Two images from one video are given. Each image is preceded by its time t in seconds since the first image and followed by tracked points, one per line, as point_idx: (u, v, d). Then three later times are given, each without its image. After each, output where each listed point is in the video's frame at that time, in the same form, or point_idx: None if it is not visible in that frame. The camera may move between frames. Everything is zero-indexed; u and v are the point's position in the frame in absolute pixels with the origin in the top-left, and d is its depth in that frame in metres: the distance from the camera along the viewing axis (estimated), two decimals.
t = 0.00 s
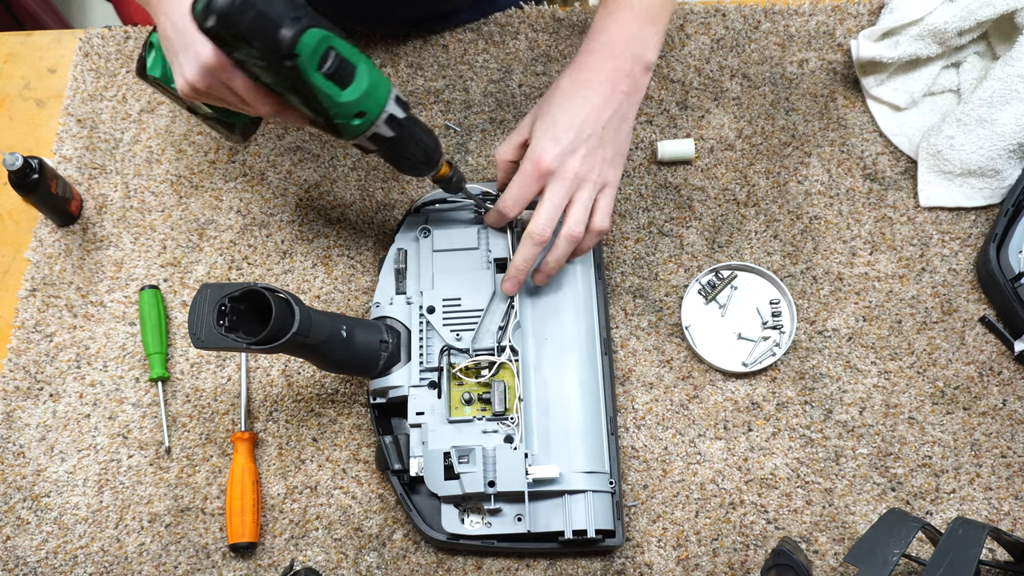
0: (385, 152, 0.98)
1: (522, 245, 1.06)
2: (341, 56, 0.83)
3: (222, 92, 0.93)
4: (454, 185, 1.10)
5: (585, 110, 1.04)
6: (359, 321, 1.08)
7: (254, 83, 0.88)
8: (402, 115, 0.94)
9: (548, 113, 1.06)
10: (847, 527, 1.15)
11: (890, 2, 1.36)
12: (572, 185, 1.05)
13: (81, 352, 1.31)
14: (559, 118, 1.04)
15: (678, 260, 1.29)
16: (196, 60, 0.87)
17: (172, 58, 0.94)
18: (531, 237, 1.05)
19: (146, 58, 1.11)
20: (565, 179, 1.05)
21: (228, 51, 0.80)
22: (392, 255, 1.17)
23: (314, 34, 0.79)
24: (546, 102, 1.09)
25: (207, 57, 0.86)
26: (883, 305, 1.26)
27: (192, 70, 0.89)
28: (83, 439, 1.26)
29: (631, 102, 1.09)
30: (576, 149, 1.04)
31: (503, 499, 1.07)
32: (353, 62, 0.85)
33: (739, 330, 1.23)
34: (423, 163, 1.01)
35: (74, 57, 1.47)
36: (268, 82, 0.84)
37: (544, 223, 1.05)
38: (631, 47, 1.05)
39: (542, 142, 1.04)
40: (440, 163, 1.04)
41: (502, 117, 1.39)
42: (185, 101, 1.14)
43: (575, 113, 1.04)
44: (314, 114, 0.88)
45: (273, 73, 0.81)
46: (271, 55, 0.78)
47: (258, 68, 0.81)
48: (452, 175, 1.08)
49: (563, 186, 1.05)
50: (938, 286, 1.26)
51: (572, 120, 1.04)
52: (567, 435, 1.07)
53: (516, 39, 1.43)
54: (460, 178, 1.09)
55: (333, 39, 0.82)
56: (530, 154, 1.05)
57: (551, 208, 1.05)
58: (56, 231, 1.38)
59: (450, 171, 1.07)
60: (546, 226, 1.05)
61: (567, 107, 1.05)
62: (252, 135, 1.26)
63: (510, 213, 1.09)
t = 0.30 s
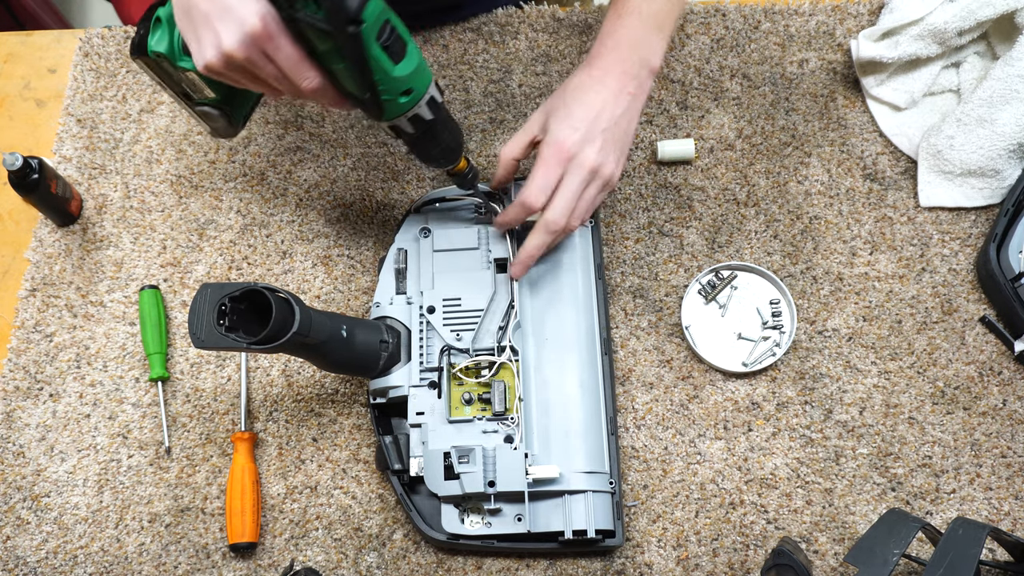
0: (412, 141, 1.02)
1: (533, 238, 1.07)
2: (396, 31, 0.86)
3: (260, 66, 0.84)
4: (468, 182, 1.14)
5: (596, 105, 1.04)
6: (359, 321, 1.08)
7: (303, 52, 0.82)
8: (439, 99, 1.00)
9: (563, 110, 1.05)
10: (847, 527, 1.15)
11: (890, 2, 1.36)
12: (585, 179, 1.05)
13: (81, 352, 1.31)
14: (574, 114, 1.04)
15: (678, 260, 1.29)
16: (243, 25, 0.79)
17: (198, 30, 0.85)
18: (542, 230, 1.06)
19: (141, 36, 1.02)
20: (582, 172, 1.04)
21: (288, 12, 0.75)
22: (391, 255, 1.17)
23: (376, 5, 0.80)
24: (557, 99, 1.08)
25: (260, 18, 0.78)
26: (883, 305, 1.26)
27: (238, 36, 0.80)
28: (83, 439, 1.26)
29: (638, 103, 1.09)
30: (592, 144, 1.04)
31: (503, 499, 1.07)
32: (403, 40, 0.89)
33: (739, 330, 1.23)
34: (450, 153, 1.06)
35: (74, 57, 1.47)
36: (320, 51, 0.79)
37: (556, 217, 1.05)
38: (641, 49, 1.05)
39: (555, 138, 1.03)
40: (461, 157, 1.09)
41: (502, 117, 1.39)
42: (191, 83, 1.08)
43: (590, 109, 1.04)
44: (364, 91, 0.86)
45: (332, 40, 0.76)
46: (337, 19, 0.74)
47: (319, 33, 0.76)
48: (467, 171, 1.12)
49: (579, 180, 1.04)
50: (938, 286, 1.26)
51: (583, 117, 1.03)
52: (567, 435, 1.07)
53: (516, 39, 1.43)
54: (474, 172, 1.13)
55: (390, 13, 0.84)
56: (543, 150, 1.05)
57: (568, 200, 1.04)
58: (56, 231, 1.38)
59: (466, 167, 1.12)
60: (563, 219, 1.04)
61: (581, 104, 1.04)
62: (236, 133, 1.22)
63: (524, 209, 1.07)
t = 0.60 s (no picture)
0: (415, 152, 0.99)
1: (561, 219, 1.09)
2: (400, 42, 0.84)
3: (259, 79, 0.83)
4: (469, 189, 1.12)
5: (567, 87, 1.11)
6: (359, 321, 1.08)
7: (303, 65, 0.81)
8: (442, 109, 0.97)
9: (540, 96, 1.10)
10: (847, 527, 1.15)
11: (890, 2, 1.36)
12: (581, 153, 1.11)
13: (81, 352, 1.31)
14: (553, 98, 1.10)
15: (678, 260, 1.29)
16: (243, 38, 0.78)
17: (197, 41, 0.82)
18: (571, 207, 1.09)
19: (136, 46, 0.97)
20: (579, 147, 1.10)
21: (294, 28, 0.76)
22: (392, 255, 1.17)
23: (381, 15, 0.79)
24: (522, 90, 1.13)
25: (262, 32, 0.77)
26: (883, 305, 1.26)
27: (238, 49, 0.79)
28: (83, 439, 1.27)
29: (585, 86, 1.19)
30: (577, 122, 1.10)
31: (503, 499, 1.07)
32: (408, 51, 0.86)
33: (739, 330, 1.23)
34: (454, 160, 1.04)
35: (74, 58, 1.47)
36: (323, 64, 0.80)
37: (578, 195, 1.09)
38: (582, 36, 1.15)
39: (548, 120, 1.08)
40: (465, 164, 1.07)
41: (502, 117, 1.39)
42: (188, 92, 1.01)
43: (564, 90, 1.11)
44: (365, 102, 0.85)
45: (335, 54, 0.77)
46: (342, 32, 0.75)
47: (322, 46, 0.76)
48: (470, 176, 1.11)
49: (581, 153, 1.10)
50: (938, 286, 1.26)
51: (564, 99, 1.10)
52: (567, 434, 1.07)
53: (516, 39, 1.43)
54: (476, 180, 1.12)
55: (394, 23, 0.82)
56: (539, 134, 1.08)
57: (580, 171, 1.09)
58: (56, 231, 1.38)
59: (470, 172, 1.10)
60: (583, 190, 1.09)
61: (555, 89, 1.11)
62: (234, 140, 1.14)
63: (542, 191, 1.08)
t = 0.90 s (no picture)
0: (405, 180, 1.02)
1: (554, 164, 1.12)
2: (369, 85, 0.86)
3: (235, 126, 0.88)
4: (463, 200, 1.12)
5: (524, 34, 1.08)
6: (359, 321, 1.08)
7: (274, 114, 0.85)
8: (422, 139, 0.98)
9: (498, 48, 1.08)
10: (847, 527, 1.15)
11: (890, 2, 1.36)
12: (546, 90, 1.13)
13: (81, 352, 1.31)
14: (509, 48, 1.07)
15: (678, 260, 1.29)
16: (212, 95, 0.82)
17: (172, 95, 0.87)
18: (556, 149, 1.12)
19: (119, 87, 0.99)
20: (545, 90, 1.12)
21: (258, 90, 0.78)
22: (392, 255, 1.18)
23: (344, 66, 0.81)
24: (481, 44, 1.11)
25: (229, 87, 0.81)
26: (883, 305, 1.26)
27: (209, 105, 0.83)
28: (83, 439, 1.27)
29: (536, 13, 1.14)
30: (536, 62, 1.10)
31: (503, 499, 1.07)
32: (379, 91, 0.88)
33: (739, 330, 1.23)
34: (439, 181, 1.05)
35: (74, 57, 1.47)
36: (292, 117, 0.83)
37: (555, 133, 1.12)
38: None
39: (512, 75, 1.07)
40: (452, 181, 1.08)
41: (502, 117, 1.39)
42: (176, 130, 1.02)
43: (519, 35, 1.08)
44: (338, 144, 0.88)
45: (301, 110, 0.80)
46: (306, 90, 0.78)
47: (289, 105, 0.79)
48: (461, 190, 1.11)
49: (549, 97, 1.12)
50: (938, 286, 1.26)
51: (524, 48, 1.08)
52: (567, 434, 1.07)
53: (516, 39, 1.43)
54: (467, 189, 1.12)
55: (361, 69, 0.85)
56: (508, 94, 1.08)
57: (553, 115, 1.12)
58: (56, 231, 1.38)
59: (459, 187, 1.10)
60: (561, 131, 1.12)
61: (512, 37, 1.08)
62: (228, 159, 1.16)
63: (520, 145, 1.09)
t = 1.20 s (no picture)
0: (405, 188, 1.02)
1: (540, 180, 1.16)
2: (355, 97, 0.86)
3: (225, 148, 0.93)
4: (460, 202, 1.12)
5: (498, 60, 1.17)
6: (358, 321, 1.08)
7: (263, 134, 0.87)
8: (414, 146, 0.98)
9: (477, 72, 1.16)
10: (847, 527, 1.15)
11: (889, 2, 1.36)
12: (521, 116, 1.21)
13: (81, 352, 1.31)
14: (488, 71, 1.16)
15: (678, 260, 1.29)
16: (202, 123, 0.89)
17: (166, 123, 0.93)
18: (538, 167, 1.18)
19: (110, 117, 1.10)
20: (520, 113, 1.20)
21: (244, 110, 0.79)
22: (392, 255, 1.18)
23: (330, 80, 0.81)
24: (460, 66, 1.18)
25: (217, 112, 0.86)
26: (883, 305, 1.26)
27: (200, 132, 0.90)
28: (83, 439, 1.27)
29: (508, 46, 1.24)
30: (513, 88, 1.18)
31: (503, 499, 1.07)
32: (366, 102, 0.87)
33: (739, 330, 1.23)
34: (434, 185, 1.04)
35: (74, 57, 1.47)
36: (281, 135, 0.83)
37: (533, 155, 1.19)
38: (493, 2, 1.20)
39: (493, 98, 1.15)
40: (447, 185, 1.07)
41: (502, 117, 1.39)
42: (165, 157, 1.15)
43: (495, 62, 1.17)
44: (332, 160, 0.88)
45: (290, 127, 0.81)
46: (292, 108, 0.79)
47: (279, 123, 0.80)
48: (457, 192, 1.10)
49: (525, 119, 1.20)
50: (938, 286, 1.26)
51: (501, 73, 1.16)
52: (567, 435, 1.07)
53: (516, 39, 1.42)
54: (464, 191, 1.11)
55: (347, 82, 0.84)
56: (491, 118, 1.15)
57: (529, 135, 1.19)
58: (56, 231, 1.37)
59: (456, 189, 1.09)
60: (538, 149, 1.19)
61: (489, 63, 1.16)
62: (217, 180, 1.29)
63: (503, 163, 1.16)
